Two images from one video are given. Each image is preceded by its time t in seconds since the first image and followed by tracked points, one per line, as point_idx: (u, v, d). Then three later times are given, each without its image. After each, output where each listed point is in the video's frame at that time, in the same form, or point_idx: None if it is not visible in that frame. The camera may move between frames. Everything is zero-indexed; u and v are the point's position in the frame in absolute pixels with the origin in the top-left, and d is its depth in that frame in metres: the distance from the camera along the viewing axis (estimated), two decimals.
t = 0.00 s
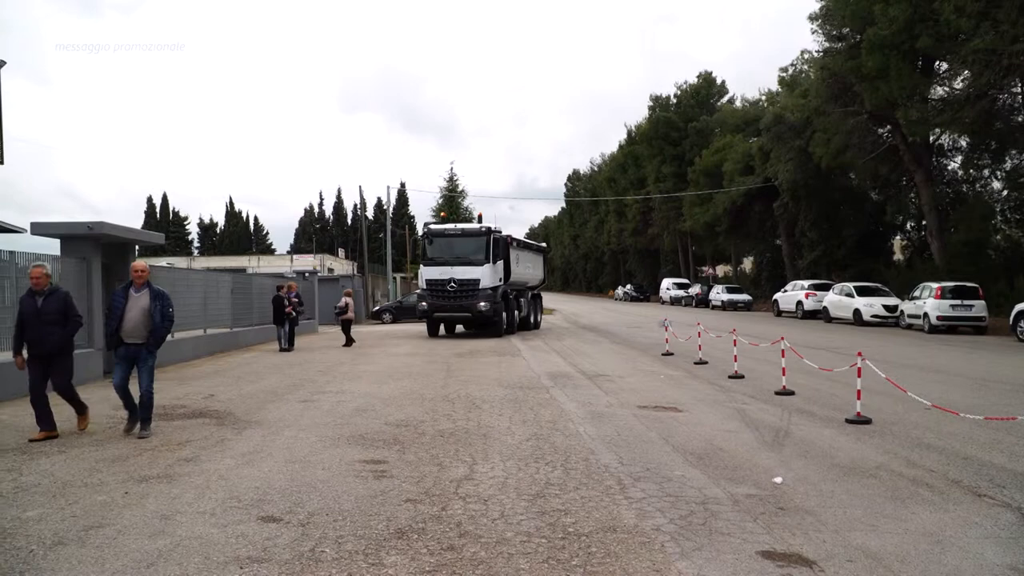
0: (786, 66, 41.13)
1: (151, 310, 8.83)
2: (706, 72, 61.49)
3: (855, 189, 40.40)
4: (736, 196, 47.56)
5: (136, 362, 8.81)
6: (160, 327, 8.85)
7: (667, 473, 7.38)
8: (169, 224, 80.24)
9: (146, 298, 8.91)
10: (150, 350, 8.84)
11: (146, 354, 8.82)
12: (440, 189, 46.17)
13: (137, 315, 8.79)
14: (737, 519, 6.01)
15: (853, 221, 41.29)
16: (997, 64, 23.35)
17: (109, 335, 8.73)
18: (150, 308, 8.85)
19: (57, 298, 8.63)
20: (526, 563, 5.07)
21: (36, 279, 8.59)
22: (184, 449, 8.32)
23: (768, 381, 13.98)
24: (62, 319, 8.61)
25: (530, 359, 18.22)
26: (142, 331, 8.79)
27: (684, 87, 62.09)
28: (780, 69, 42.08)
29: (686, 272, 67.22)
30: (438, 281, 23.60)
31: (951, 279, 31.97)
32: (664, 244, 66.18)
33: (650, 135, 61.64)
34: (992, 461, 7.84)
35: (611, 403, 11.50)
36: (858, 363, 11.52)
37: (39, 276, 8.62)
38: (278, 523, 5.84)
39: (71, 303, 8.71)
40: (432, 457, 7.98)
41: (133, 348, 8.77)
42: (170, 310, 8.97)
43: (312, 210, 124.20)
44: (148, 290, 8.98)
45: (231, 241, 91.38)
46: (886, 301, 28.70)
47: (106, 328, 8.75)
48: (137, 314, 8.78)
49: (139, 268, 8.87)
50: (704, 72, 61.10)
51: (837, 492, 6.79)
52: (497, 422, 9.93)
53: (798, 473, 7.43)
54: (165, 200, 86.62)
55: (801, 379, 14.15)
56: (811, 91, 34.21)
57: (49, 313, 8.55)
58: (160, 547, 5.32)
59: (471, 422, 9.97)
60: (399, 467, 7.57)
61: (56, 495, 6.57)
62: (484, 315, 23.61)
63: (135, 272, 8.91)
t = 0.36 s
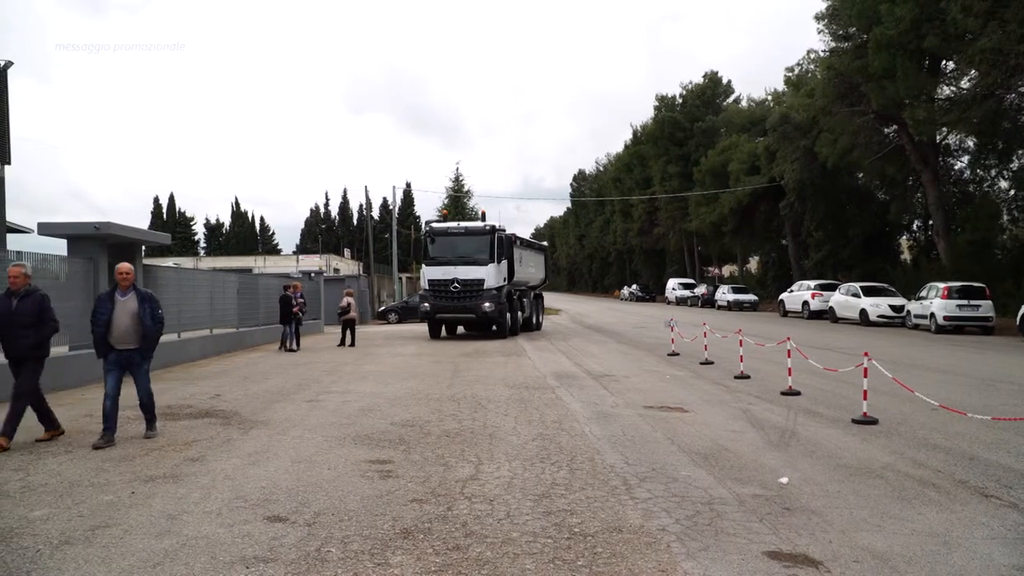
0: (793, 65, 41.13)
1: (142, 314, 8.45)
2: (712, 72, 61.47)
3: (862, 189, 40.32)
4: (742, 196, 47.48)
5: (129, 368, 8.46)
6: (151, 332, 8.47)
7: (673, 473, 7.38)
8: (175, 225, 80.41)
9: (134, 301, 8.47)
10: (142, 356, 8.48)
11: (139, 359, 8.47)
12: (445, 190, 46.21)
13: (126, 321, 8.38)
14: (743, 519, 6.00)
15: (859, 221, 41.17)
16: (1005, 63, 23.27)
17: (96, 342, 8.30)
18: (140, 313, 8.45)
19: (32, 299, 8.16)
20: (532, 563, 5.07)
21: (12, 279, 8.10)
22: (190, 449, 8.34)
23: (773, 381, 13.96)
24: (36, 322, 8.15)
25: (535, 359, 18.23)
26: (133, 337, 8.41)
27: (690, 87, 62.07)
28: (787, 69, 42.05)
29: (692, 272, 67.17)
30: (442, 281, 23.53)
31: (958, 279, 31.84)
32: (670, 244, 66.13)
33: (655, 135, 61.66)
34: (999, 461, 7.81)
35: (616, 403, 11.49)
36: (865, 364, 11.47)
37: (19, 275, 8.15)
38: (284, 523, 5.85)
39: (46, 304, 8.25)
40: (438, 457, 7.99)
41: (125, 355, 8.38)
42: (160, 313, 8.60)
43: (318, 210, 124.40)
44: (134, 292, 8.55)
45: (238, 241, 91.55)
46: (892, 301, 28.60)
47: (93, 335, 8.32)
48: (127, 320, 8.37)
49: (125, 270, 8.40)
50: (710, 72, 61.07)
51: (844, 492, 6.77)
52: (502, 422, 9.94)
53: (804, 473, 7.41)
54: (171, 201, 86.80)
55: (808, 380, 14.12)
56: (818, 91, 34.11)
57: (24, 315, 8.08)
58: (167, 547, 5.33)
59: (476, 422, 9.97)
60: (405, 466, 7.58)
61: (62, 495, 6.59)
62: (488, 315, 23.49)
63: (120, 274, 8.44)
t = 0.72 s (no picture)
0: (797, 65, 41.11)
1: (121, 311, 8.18)
2: (716, 72, 61.43)
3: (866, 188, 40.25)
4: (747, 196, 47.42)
5: (108, 367, 8.19)
6: (130, 329, 8.17)
7: (677, 474, 7.37)
8: (180, 226, 80.47)
9: (114, 298, 8.23)
10: (121, 354, 8.19)
11: (118, 358, 8.20)
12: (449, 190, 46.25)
13: (105, 319, 8.14)
14: (747, 520, 5.99)
15: (864, 221, 41.05)
16: (1010, 63, 23.22)
17: (74, 340, 8.07)
18: (119, 309, 8.18)
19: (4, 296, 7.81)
20: (535, 564, 5.07)
21: None
22: (194, 449, 8.35)
23: (778, 381, 13.94)
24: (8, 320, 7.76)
25: (539, 359, 18.23)
26: (112, 335, 8.14)
27: (694, 87, 62.06)
28: (791, 69, 42.04)
29: (697, 272, 67.11)
30: (442, 281, 23.30)
31: (963, 279, 31.75)
32: (674, 244, 66.07)
33: (659, 135, 61.66)
34: (1005, 462, 7.79)
35: (620, 403, 11.49)
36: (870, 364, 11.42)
37: None
38: (288, 523, 5.85)
39: (19, 303, 7.89)
40: (442, 457, 8.00)
41: (104, 353, 8.13)
42: (141, 310, 8.34)
43: (322, 209, 124.56)
44: (116, 290, 8.31)
45: (242, 241, 91.70)
46: (897, 301, 28.53)
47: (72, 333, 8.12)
48: (107, 317, 8.13)
49: (105, 267, 8.16)
50: (714, 72, 61.02)
51: (848, 493, 6.76)
52: (506, 422, 9.94)
53: (809, 474, 7.39)
54: (176, 201, 86.92)
55: (812, 380, 14.09)
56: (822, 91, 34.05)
57: None
58: (171, 547, 5.34)
59: (481, 421, 9.98)
60: (409, 467, 7.59)
61: (68, 494, 6.60)
62: (490, 316, 23.31)
63: (100, 271, 8.23)
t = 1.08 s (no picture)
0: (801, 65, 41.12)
1: (110, 316, 7.79)
2: (719, 72, 61.45)
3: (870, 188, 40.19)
4: (750, 196, 47.38)
5: (91, 375, 7.78)
6: (118, 336, 7.76)
7: (680, 474, 7.35)
8: (184, 227, 80.65)
9: (103, 302, 7.85)
10: (105, 361, 7.78)
11: (101, 365, 7.77)
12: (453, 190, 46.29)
13: (92, 322, 7.75)
14: (751, 520, 5.98)
15: (868, 221, 40.96)
16: (1014, 62, 23.19)
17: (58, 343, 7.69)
18: (107, 315, 7.78)
19: None
20: (539, 564, 5.07)
21: None
22: (198, 449, 8.37)
23: (781, 382, 13.92)
24: None
25: (542, 359, 18.25)
26: (98, 341, 7.75)
27: (698, 87, 62.09)
28: (795, 68, 42.03)
29: (700, 272, 67.09)
30: (440, 280, 22.56)
31: (968, 279, 31.69)
32: (677, 244, 66.08)
33: (663, 135, 61.73)
34: (1009, 462, 7.77)
35: (623, 403, 11.49)
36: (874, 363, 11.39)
37: None
38: (291, 523, 5.87)
39: None
40: (446, 457, 8.00)
41: (87, 360, 7.74)
42: (132, 318, 7.90)
43: (326, 209, 124.83)
44: (106, 293, 7.93)
45: (246, 241, 91.87)
46: (901, 301, 28.46)
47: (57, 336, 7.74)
48: (94, 321, 7.75)
49: (96, 269, 7.80)
50: (718, 71, 61.03)
51: (852, 493, 6.75)
52: (509, 422, 9.95)
53: (813, 475, 7.37)
54: (180, 201, 87.07)
55: (816, 380, 14.07)
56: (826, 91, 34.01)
57: None
58: (175, 547, 5.34)
59: (484, 421, 9.98)
60: (413, 467, 7.59)
61: (72, 494, 6.63)
62: (490, 318, 22.59)
63: (92, 273, 7.85)
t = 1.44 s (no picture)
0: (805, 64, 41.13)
1: (101, 315, 7.61)
2: (723, 71, 61.41)
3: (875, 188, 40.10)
4: (755, 196, 47.32)
5: (82, 374, 7.61)
6: (110, 336, 7.61)
7: (685, 475, 7.34)
8: (189, 227, 80.85)
9: (94, 300, 7.66)
10: (97, 361, 7.64)
11: (94, 365, 7.62)
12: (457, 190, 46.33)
13: (82, 321, 7.57)
14: (755, 520, 5.97)
15: (873, 220, 40.86)
16: (1020, 61, 23.13)
17: (46, 343, 7.49)
18: (100, 314, 7.61)
19: None
20: (544, 564, 5.07)
21: None
22: (203, 448, 8.39)
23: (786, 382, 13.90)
24: None
25: (547, 359, 18.26)
26: (89, 340, 7.59)
27: (702, 87, 62.10)
28: (799, 68, 42.00)
29: (704, 272, 67.03)
30: (435, 280, 21.69)
31: (973, 279, 31.60)
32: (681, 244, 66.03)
33: (667, 135, 61.73)
34: (1016, 463, 7.75)
35: (628, 404, 11.48)
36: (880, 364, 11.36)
37: None
38: (296, 522, 5.88)
39: None
40: (450, 457, 8.00)
41: (78, 359, 7.55)
42: (123, 315, 7.74)
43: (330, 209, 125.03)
44: (97, 290, 7.74)
45: (251, 241, 92.08)
46: (906, 301, 28.39)
47: (45, 334, 7.51)
48: (84, 320, 7.56)
49: (86, 265, 7.60)
50: (722, 72, 61.06)
51: (857, 494, 6.73)
52: (514, 422, 9.95)
53: (818, 475, 7.35)
54: (184, 201, 87.22)
55: (821, 381, 14.04)
56: (830, 91, 33.96)
57: None
58: (180, 546, 5.36)
59: (489, 422, 9.99)
60: (417, 467, 7.59)
61: (78, 493, 6.65)
62: (488, 319, 21.68)
63: (81, 269, 7.63)
